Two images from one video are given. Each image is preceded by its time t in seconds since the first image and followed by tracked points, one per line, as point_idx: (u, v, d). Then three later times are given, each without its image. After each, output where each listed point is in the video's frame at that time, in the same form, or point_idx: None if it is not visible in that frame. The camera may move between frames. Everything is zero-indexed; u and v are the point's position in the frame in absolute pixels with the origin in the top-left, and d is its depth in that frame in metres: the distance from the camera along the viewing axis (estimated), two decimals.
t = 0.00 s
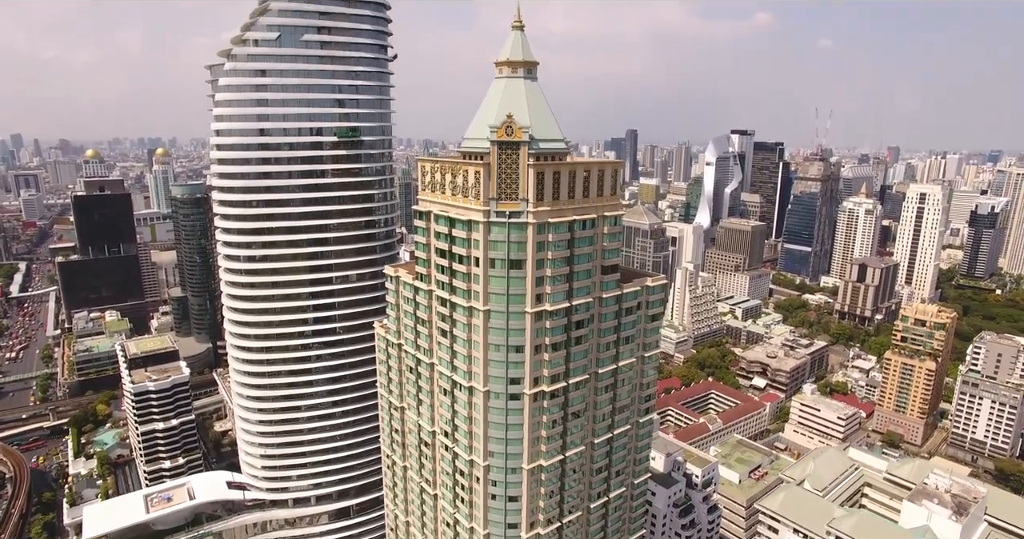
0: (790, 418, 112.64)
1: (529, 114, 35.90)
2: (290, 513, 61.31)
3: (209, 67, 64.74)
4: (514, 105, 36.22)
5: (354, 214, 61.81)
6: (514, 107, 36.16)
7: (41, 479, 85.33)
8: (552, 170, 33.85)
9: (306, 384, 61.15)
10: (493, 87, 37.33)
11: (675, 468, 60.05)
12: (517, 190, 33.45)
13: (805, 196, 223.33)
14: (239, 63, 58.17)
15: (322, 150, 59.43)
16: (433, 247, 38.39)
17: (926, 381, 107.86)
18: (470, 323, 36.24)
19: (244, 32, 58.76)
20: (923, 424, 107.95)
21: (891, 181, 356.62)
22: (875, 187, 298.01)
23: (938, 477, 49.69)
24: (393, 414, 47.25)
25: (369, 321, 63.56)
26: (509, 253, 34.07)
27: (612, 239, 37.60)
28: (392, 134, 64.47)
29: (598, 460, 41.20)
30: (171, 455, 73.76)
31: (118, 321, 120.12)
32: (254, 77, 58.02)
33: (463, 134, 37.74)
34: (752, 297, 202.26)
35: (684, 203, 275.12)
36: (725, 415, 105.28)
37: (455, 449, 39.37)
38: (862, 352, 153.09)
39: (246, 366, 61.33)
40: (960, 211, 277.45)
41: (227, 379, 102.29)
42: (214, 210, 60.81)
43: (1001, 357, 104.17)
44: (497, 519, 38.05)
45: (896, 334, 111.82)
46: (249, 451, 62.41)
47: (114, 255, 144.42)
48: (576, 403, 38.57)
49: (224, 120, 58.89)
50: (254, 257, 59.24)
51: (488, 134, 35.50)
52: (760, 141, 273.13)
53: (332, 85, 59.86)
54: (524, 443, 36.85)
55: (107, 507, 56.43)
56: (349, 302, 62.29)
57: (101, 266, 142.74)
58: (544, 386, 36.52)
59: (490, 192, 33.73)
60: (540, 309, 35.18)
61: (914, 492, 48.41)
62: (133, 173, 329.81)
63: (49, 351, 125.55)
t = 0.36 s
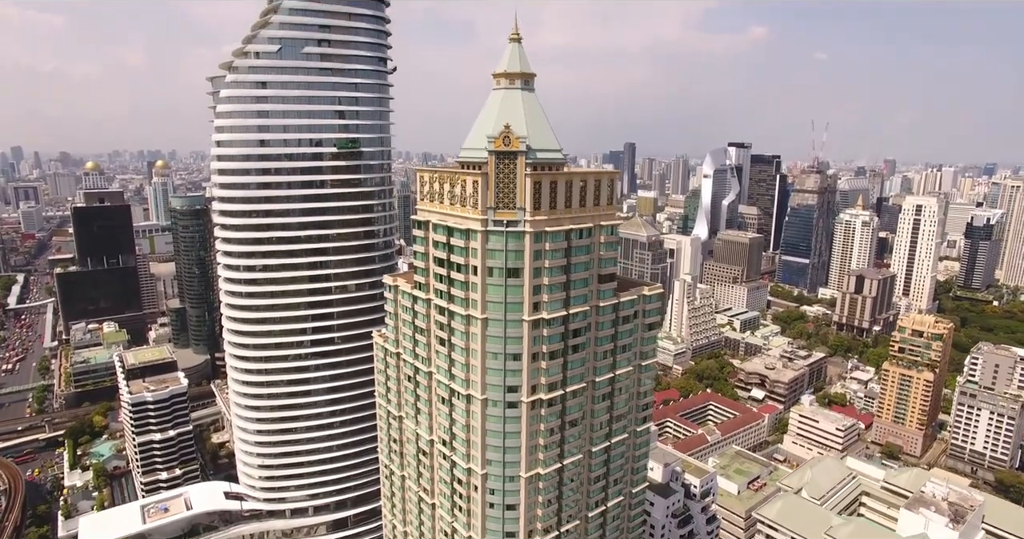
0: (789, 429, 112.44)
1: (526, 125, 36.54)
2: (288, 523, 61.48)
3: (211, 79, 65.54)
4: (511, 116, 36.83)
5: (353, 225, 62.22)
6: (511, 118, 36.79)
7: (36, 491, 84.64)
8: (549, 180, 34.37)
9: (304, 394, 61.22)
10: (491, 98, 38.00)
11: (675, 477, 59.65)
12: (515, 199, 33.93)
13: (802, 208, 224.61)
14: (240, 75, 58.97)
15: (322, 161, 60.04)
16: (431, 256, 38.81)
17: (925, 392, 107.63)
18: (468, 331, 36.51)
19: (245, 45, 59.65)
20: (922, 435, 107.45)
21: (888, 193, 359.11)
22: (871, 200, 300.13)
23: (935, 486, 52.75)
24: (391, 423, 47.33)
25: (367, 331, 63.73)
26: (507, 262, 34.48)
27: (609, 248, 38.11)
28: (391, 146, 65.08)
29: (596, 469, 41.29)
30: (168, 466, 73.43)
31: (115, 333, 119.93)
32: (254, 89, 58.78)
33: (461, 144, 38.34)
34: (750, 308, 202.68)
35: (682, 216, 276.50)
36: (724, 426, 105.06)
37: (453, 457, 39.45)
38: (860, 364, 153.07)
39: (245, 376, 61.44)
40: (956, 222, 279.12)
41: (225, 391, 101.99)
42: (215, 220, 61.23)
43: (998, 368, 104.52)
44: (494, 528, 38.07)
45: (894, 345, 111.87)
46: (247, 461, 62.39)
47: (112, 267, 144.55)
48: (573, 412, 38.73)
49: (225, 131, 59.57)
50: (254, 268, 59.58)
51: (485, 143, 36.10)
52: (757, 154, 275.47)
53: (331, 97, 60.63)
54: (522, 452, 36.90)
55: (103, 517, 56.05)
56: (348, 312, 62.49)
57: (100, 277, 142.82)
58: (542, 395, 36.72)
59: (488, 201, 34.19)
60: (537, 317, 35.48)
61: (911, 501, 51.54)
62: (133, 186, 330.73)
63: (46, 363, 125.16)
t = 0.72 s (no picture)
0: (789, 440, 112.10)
1: (525, 134, 37.14)
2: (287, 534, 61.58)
3: (213, 92, 66.37)
4: (510, 126, 37.46)
5: (354, 235, 62.70)
6: (510, 128, 37.41)
7: (32, 503, 84.11)
8: (547, 190, 34.93)
9: (303, 404, 61.29)
10: (491, 107, 38.68)
11: (673, 488, 59.81)
12: (513, 209, 34.43)
13: (800, 220, 225.48)
14: (242, 87, 59.77)
15: (322, 172, 60.68)
16: (431, 265, 39.25)
17: (924, 403, 107.21)
18: (467, 339, 36.82)
19: (248, 57, 60.53)
20: (922, 447, 106.79)
21: (886, 205, 360.69)
22: (869, 212, 301.36)
23: (934, 494, 54.04)
24: (390, 432, 47.37)
25: (367, 341, 63.93)
26: (505, 270, 34.89)
27: (606, 257, 38.57)
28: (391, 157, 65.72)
29: (595, 478, 41.36)
30: (166, 476, 73.25)
31: (114, 344, 119.97)
32: (256, 101, 59.59)
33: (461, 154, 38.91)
34: (749, 320, 202.94)
35: (681, 228, 277.56)
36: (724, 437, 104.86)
37: (452, 465, 39.51)
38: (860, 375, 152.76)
39: (244, 386, 61.64)
40: (954, 234, 279.96)
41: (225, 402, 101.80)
42: (216, 230, 61.72)
43: (997, 379, 104.09)
44: (493, 536, 38.10)
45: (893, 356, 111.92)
46: (246, 471, 62.50)
47: (113, 278, 144.90)
48: (572, 420, 38.86)
49: (227, 142, 60.28)
50: (255, 276, 59.97)
51: (485, 153, 36.71)
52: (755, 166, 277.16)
53: (332, 109, 61.38)
54: (520, 460, 37.05)
55: (101, 528, 56.20)
56: (347, 322, 62.75)
57: (100, 288, 143.02)
58: (540, 402, 36.92)
59: (486, 210, 34.69)
60: (536, 325, 35.79)
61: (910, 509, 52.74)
62: (133, 197, 331.74)
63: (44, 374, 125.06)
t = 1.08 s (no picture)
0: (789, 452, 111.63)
1: (523, 145, 37.73)
2: None
3: (217, 103, 67.24)
4: (509, 136, 38.08)
5: (354, 245, 63.13)
6: (509, 138, 38.01)
7: (29, 515, 83.64)
8: (545, 200, 35.44)
9: (303, 414, 61.39)
10: (491, 118, 39.30)
11: (672, 498, 59.97)
12: (512, 218, 34.89)
13: (799, 232, 226.32)
14: (245, 99, 60.58)
15: (324, 183, 61.36)
16: (430, 274, 39.65)
17: (924, 414, 106.85)
18: (466, 348, 37.11)
19: (251, 70, 61.44)
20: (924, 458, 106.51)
21: (885, 217, 362.14)
22: (868, 224, 302.37)
23: (933, 503, 54.92)
24: (390, 441, 47.41)
25: (366, 351, 64.11)
26: (504, 279, 35.28)
27: (604, 266, 38.97)
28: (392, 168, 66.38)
29: (594, 486, 41.43)
30: (165, 487, 73.03)
31: (114, 355, 120.04)
32: (259, 112, 60.37)
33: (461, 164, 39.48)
34: (749, 332, 202.96)
35: (680, 240, 278.35)
36: (724, 448, 104.68)
37: (451, 474, 39.56)
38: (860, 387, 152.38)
39: (244, 395, 61.75)
40: (953, 246, 280.84)
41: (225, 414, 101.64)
42: (218, 240, 62.17)
43: (997, 391, 101.56)
44: None
45: (893, 367, 111.77)
46: (245, 481, 62.46)
47: (113, 289, 145.24)
48: (571, 428, 39.00)
49: (229, 152, 60.97)
50: (256, 285, 60.37)
51: (484, 163, 37.28)
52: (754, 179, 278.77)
53: (333, 120, 62.14)
54: (519, 468, 37.18)
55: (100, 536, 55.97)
56: (347, 332, 62.99)
57: (100, 300, 143.17)
58: (539, 411, 37.10)
59: (486, 220, 35.17)
60: (534, 333, 36.06)
61: (909, 518, 53.50)
62: (134, 209, 332.70)
63: (43, 385, 124.84)
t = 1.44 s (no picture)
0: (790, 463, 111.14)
1: (522, 156, 38.36)
2: None
3: (220, 115, 68.11)
4: (509, 148, 38.73)
5: (355, 257, 63.61)
6: (508, 150, 38.65)
7: (25, 528, 83.08)
8: (545, 210, 35.97)
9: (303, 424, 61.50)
10: (490, 130, 39.95)
11: (672, 509, 59.40)
12: (512, 228, 35.41)
13: (798, 244, 226.91)
14: (248, 111, 61.44)
15: (325, 194, 62.04)
16: (431, 284, 40.07)
17: (925, 426, 106.33)
18: (466, 357, 37.40)
19: (254, 82, 62.36)
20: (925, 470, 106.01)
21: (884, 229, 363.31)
22: (867, 236, 303.25)
23: (933, 513, 55.69)
24: (390, 451, 47.50)
25: (366, 361, 64.29)
26: (504, 288, 35.71)
27: (603, 275, 39.39)
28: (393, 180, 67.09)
29: (593, 496, 41.51)
30: (163, 499, 72.77)
31: (114, 366, 120.10)
32: (262, 124, 61.21)
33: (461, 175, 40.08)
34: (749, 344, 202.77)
35: (680, 252, 278.92)
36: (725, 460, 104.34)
37: (451, 483, 39.62)
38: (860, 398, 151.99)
39: (245, 405, 61.87)
40: (952, 258, 281.40)
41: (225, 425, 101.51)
42: (220, 251, 62.68)
43: (998, 402, 101.49)
44: None
45: (893, 379, 111.38)
46: (245, 491, 62.40)
47: (114, 300, 145.61)
48: (570, 437, 39.16)
49: (232, 163, 61.68)
50: (257, 295, 60.78)
51: (484, 174, 37.83)
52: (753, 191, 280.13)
53: (335, 132, 62.95)
54: (519, 477, 37.32)
55: None
56: (348, 343, 63.26)
57: (100, 311, 143.39)
58: (538, 419, 37.31)
59: (486, 230, 35.69)
60: (534, 342, 36.38)
61: (909, 527, 54.11)
62: (135, 221, 333.69)
63: (42, 397, 124.62)
